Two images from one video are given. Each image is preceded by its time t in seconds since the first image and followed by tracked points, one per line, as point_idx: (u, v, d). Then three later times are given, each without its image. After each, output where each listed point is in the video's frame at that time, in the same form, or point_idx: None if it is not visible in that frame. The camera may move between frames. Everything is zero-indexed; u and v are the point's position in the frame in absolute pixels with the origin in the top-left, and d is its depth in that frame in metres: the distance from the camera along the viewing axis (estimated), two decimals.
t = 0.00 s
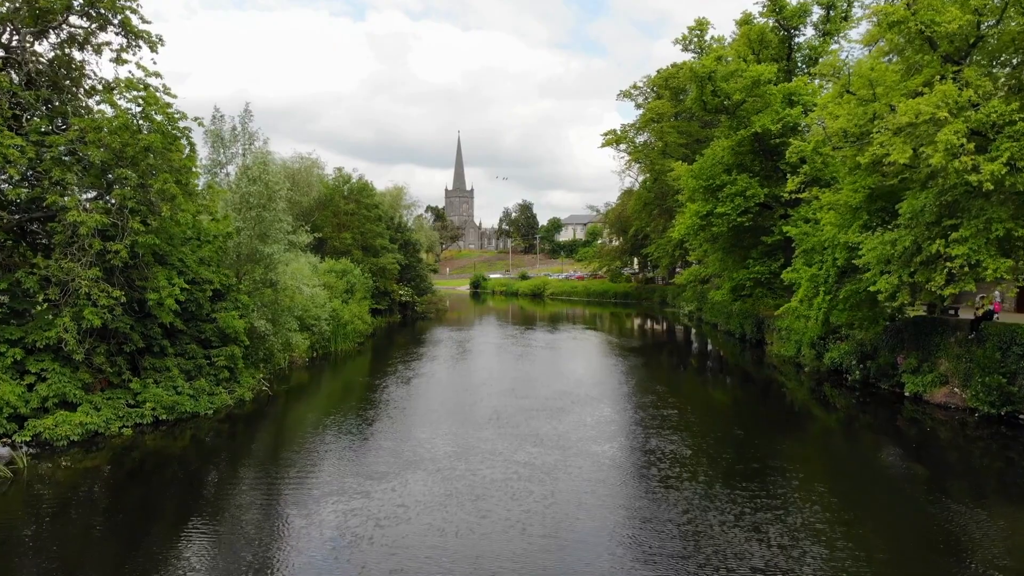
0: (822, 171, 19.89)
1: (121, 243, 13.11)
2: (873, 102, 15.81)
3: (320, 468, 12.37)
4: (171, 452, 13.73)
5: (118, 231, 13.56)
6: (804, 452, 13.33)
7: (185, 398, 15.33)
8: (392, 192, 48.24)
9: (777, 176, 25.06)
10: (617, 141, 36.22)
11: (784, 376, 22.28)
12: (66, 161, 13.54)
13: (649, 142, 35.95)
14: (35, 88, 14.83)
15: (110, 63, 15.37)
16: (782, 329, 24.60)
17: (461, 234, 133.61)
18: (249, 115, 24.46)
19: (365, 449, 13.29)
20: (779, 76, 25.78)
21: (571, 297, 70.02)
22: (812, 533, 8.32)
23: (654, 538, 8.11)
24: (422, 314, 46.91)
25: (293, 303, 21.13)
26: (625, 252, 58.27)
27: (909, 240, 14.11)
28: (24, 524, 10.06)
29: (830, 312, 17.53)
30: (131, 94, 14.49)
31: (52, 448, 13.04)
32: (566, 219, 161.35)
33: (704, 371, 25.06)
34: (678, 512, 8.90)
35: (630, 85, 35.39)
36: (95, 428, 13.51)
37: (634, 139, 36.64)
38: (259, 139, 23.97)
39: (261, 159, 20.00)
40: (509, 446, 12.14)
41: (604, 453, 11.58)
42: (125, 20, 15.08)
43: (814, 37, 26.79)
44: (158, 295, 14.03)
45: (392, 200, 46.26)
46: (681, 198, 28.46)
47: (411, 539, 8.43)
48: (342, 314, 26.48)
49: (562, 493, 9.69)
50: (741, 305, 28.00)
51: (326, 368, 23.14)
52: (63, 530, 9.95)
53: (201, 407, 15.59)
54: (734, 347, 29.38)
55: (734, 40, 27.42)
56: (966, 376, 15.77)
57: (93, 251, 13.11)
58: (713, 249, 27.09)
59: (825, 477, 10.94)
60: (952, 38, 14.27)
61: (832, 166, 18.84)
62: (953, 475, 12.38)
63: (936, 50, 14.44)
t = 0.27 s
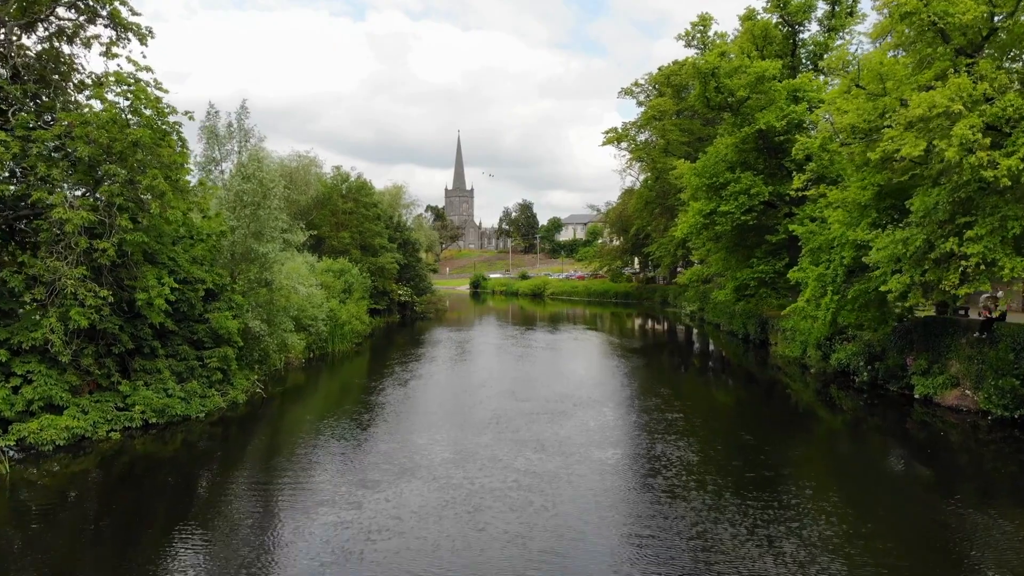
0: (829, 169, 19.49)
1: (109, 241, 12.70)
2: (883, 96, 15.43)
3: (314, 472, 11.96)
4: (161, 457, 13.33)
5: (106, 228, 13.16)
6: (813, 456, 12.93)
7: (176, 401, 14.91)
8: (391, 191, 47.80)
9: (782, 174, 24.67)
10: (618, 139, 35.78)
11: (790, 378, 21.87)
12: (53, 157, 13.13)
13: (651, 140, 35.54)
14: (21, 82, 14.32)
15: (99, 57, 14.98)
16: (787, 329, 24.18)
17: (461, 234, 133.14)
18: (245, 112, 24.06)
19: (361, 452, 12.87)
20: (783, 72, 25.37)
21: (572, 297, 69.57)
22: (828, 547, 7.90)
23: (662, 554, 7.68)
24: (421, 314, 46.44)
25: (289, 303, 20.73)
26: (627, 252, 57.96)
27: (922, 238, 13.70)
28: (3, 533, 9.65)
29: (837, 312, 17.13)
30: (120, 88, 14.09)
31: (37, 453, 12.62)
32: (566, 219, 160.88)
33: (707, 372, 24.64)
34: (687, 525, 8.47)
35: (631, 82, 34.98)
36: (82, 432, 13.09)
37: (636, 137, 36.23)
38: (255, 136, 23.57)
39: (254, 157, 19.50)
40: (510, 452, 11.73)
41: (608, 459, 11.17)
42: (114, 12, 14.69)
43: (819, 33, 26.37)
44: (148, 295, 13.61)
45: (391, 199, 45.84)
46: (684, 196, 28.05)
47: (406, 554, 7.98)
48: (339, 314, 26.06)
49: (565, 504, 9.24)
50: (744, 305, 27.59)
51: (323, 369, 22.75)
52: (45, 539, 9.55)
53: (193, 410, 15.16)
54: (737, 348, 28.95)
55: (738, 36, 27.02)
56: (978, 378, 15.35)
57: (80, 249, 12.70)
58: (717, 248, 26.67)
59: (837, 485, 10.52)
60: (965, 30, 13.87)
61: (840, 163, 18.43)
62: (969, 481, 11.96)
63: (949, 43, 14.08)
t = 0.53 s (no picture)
0: (836, 166, 19.07)
1: (95, 240, 12.28)
2: (894, 91, 15.04)
3: (306, 476, 11.54)
4: (149, 462, 12.91)
5: (93, 226, 12.76)
6: (824, 461, 12.52)
7: (166, 404, 14.49)
8: (390, 190, 47.34)
9: (787, 172, 24.26)
10: (619, 137, 35.33)
11: (795, 379, 21.45)
12: (37, 152, 12.72)
13: (652, 138, 35.11)
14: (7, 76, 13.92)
15: (88, 50, 14.57)
16: (792, 330, 23.77)
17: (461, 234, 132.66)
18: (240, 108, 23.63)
19: (355, 455, 12.44)
20: (788, 68, 24.98)
21: (572, 297, 69.13)
22: (847, 563, 7.47)
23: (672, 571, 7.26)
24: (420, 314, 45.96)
25: (285, 303, 20.31)
26: (627, 251, 57.45)
27: (935, 236, 13.28)
28: None
29: (846, 313, 16.72)
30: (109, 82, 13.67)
31: (21, 458, 12.20)
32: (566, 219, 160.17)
33: (711, 373, 24.22)
34: (697, 539, 8.05)
35: (633, 79, 34.57)
36: (68, 437, 12.67)
37: (638, 135, 35.82)
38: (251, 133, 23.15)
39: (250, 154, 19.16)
40: (510, 458, 11.31)
41: (612, 467, 10.75)
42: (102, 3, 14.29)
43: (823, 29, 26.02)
44: (136, 295, 13.18)
45: (390, 198, 45.39)
46: (687, 194, 27.65)
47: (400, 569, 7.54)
48: (337, 314, 25.64)
49: (568, 516, 8.82)
50: (748, 306, 27.18)
51: (319, 370, 22.32)
52: (23, 548, 9.11)
53: (183, 413, 14.75)
54: (741, 349, 28.52)
55: (741, 32, 26.65)
56: (991, 380, 14.92)
57: (65, 247, 12.28)
58: (720, 247, 26.26)
59: (851, 494, 10.10)
60: (978, 22, 13.49)
61: (848, 160, 18.03)
62: (986, 486, 11.55)
63: (962, 35, 13.71)
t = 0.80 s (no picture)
0: (844, 163, 18.66)
1: (81, 238, 11.86)
2: (906, 85, 14.64)
3: (298, 485, 11.09)
4: (138, 467, 12.48)
5: (79, 223, 12.33)
6: (835, 467, 12.10)
7: (156, 407, 14.08)
8: (389, 189, 46.92)
9: (792, 170, 23.86)
10: (620, 135, 34.91)
11: (801, 381, 21.04)
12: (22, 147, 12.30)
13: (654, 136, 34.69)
14: None
15: (76, 43, 14.17)
16: (797, 331, 23.35)
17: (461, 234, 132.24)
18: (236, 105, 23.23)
19: (350, 463, 12.00)
20: (793, 65, 24.60)
21: (573, 297, 68.72)
22: None
23: None
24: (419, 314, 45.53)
25: (280, 303, 19.89)
26: (628, 251, 57.06)
27: (948, 234, 12.87)
28: None
29: (855, 313, 16.31)
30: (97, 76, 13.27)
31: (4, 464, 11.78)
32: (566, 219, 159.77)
33: (715, 375, 23.80)
34: (708, 555, 7.65)
35: (635, 77, 34.18)
36: (53, 442, 12.26)
37: (639, 133, 35.41)
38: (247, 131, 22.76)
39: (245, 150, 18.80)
40: (510, 467, 10.88)
41: (616, 476, 10.33)
42: None
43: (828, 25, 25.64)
44: (124, 295, 12.76)
45: (389, 197, 44.96)
46: (690, 193, 27.25)
47: None
48: (334, 314, 25.23)
49: (573, 529, 8.41)
50: (752, 306, 26.77)
51: (316, 372, 21.89)
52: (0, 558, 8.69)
53: (174, 417, 14.34)
54: (744, 349, 28.11)
55: (745, 28, 26.25)
56: (1005, 383, 14.52)
57: (50, 246, 11.87)
58: (724, 247, 25.86)
59: (866, 503, 9.69)
60: (993, 14, 13.10)
61: (856, 157, 17.63)
62: (1004, 493, 11.13)
63: (977, 27, 13.31)
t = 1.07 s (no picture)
0: (851, 161, 18.27)
1: (66, 236, 11.47)
2: (918, 79, 14.24)
3: (290, 495, 10.64)
4: (127, 472, 12.07)
5: (65, 221, 11.94)
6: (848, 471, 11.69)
7: (146, 411, 13.67)
8: (388, 188, 46.50)
9: (797, 168, 23.45)
10: (622, 134, 34.49)
11: (807, 383, 20.64)
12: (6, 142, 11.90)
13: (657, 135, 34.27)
14: None
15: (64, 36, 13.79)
16: (803, 331, 22.94)
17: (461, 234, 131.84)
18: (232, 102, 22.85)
19: (343, 471, 11.53)
20: (798, 61, 24.21)
21: (573, 297, 68.31)
22: None
23: None
24: (419, 315, 45.10)
25: (275, 303, 19.47)
26: (629, 251, 56.66)
27: (963, 232, 12.46)
28: None
29: (864, 314, 15.91)
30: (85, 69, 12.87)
31: None
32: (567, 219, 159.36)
33: (718, 376, 23.39)
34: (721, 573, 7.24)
35: (636, 75, 33.77)
36: (39, 447, 11.86)
37: (641, 131, 35.03)
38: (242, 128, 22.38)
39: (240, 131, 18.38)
40: (509, 476, 10.43)
41: (620, 486, 9.89)
42: None
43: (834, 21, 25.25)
44: (111, 295, 12.36)
45: (388, 196, 44.54)
46: (693, 191, 26.85)
47: None
48: (332, 315, 24.83)
49: (577, 545, 7.99)
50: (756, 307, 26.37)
51: (313, 374, 21.45)
52: None
53: (165, 421, 13.92)
54: (748, 350, 27.70)
55: (749, 24, 25.87)
56: (1019, 385, 14.11)
57: (35, 244, 11.48)
58: (727, 246, 25.46)
59: (881, 513, 9.29)
60: (1009, 5, 12.70)
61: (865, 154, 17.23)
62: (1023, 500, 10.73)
63: (992, 19, 12.90)
